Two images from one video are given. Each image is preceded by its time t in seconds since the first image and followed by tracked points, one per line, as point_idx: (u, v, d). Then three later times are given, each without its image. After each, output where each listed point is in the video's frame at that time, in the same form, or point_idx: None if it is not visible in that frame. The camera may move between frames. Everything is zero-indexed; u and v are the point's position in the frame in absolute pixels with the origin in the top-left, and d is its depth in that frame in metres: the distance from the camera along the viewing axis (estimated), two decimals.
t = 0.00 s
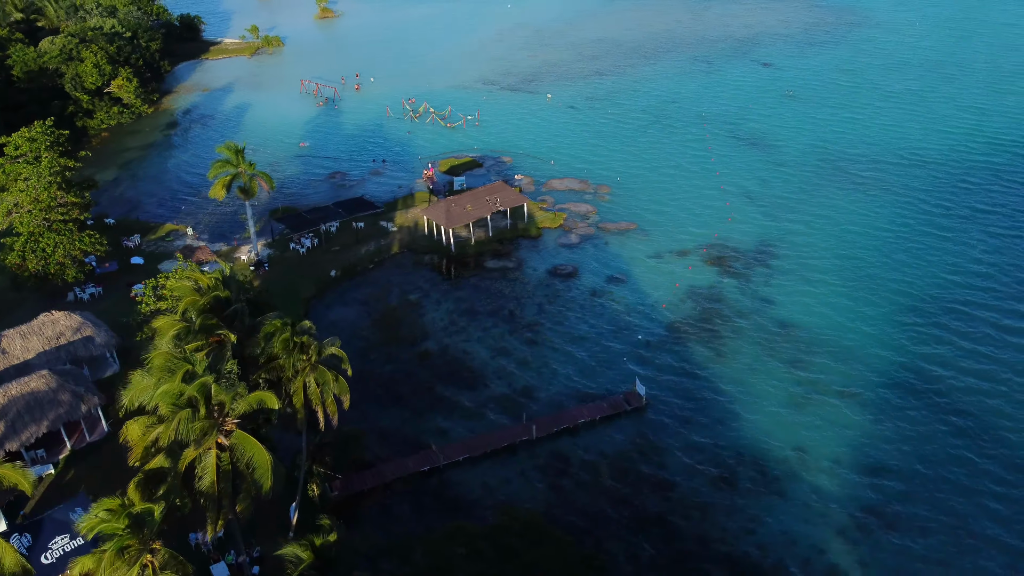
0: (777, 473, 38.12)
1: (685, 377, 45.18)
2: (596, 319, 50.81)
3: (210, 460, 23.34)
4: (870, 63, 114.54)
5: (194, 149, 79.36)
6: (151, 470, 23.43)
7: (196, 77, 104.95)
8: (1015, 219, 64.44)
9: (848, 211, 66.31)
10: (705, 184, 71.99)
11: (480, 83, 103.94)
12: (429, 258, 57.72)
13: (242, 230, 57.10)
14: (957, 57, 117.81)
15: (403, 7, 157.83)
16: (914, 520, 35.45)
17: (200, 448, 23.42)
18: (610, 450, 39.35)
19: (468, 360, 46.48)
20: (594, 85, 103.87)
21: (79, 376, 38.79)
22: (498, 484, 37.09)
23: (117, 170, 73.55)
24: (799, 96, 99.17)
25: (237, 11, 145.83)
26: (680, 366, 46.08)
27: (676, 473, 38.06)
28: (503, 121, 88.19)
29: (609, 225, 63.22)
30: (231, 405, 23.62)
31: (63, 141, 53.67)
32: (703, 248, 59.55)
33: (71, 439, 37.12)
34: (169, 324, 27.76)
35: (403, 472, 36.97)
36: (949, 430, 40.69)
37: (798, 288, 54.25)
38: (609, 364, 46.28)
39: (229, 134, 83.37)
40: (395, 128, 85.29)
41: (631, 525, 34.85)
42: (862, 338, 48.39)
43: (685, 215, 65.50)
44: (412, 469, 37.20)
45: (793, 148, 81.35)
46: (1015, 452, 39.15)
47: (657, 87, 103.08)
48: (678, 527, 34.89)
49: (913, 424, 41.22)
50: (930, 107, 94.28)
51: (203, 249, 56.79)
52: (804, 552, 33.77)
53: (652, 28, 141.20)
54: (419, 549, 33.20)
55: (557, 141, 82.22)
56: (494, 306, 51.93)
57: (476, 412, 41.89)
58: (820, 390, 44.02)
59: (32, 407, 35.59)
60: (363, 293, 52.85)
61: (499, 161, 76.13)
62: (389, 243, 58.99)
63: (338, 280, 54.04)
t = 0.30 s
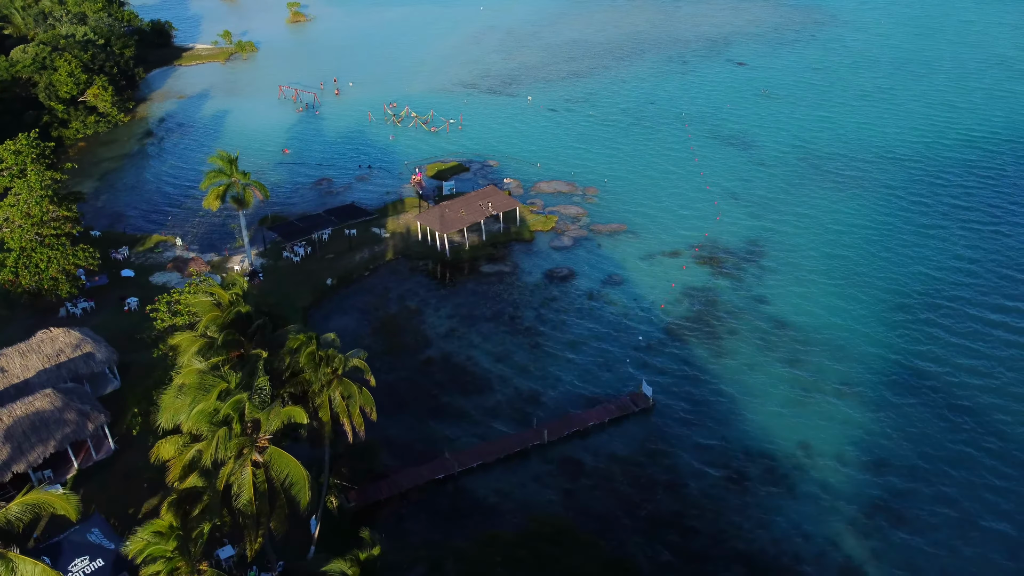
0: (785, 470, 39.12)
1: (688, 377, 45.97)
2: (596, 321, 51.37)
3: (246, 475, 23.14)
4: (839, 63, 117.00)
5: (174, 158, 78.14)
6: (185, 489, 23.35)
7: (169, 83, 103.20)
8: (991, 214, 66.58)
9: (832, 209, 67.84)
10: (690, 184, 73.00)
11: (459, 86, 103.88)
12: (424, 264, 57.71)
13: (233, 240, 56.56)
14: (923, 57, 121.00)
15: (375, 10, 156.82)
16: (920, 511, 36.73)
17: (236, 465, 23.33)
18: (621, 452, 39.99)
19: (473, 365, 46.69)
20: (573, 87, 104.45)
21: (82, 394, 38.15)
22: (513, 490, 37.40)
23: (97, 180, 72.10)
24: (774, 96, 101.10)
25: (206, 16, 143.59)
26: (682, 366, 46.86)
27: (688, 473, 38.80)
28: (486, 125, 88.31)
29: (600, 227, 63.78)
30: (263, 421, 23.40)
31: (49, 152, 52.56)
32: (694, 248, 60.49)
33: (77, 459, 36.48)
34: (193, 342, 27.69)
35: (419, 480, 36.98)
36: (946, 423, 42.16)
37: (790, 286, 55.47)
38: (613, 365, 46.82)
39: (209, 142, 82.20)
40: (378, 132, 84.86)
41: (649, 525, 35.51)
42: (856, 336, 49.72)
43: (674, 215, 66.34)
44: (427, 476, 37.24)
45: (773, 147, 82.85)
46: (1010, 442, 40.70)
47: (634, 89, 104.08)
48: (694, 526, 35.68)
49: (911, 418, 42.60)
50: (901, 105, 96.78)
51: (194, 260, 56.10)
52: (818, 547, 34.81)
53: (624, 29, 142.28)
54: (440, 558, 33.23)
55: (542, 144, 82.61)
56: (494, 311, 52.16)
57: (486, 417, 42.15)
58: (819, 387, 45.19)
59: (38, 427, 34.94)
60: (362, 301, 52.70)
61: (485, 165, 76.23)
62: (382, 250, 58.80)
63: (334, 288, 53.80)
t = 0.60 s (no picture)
0: (802, 467, 39.81)
1: (699, 377, 46.51)
2: (604, 322, 51.76)
3: (292, 488, 23.12)
4: (822, 63, 118.66)
5: (166, 165, 77.24)
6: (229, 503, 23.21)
7: (154, 88, 101.82)
8: (980, 211, 67.96)
9: (827, 208, 68.90)
10: (686, 184, 73.65)
11: (449, 88, 103.70)
12: (429, 268, 57.68)
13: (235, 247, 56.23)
14: (904, 56, 123.13)
15: (358, 13, 155.99)
16: (936, 504, 37.63)
17: (281, 478, 23.24)
18: (640, 452, 40.40)
19: (486, 369, 46.81)
20: (562, 89, 104.80)
21: (97, 407, 37.63)
22: (536, 493, 37.65)
23: (89, 189, 71.03)
24: (761, 95, 102.31)
25: (188, 21, 141.97)
26: (693, 366, 47.41)
27: (707, 473, 39.35)
28: (479, 127, 88.32)
29: (601, 228, 64.18)
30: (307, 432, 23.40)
31: (48, 162, 51.83)
32: (695, 248, 61.07)
33: (95, 472, 35.92)
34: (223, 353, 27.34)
35: (442, 485, 37.12)
36: (954, 418, 43.18)
37: (792, 285, 56.30)
38: (625, 366, 47.23)
39: (200, 148, 81.37)
40: (371, 136, 84.52)
41: (674, 526, 35.98)
42: (860, 333, 50.68)
43: (673, 216, 66.91)
44: (451, 482, 37.37)
45: (764, 146, 83.89)
46: (1017, 435, 41.80)
47: (624, 90, 104.67)
48: (718, 525, 36.21)
49: (920, 413, 43.54)
50: (886, 105, 98.50)
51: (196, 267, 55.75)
52: (840, 542, 35.53)
53: (608, 30, 142.91)
54: (467, 562, 33.44)
55: (536, 146, 82.83)
56: (502, 314, 52.31)
57: (503, 420, 42.33)
58: (828, 385, 45.99)
59: (55, 441, 34.42)
60: (369, 307, 52.58)
61: (481, 168, 76.27)
62: (385, 255, 58.67)
63: (340, 294, 53.60)
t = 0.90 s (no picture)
0: (824, 465, 40.25)
1: (717, 377, 46.86)
2: (618, 323, 51.98)
3: (344, 499, 23.06)
4: (814, 63, 119.79)
5: (165, 170, 76.54)
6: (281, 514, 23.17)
7: (148, 92, 100.85)
8: (981, 209, 68.89)
9: (829, 208, 69.70)
10: (689, 184, 74.14)
11: (446, 90, 103.52)
12: (439, 272, 57.59)
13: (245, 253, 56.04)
14: (893, 55, 124.55)
15: (348, 15, 155.30)
16: (958, 499, 38.21)
17: (332, 488, 23.15)
18: (663, 453, 40.65)
19: (504, 371, 46.86)
20: (559, 90, 104.96)
21: (120, 417, 37.31)
22: (564, 495, 37.80)
23: (89, 196, 70.24)
24: (757, 95, 103.12)
25: (178, 25, 140.60)
26: (710, 366, 47.77)
27: (732, 472, 39.66)
28: (479, 129, 88.27)
29: (608, 230, 64.40)
30: (357, 441, 23.22)
31: (56, 170, 51.34)
32: (703, 249, 61.52)
33: (121, 483, 35.62)
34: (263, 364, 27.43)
35: (470, 490, 37.18)
36: (970, 413, 43.82)
37: (801, 283, 56.87)
38: (643, 367, 47.47)
39: (200, 153, 80.73)
40: (372, 140, 84.26)
41: (703, 526, 36.24)
42: (871, 330, 51.30)
43: (678, 216, 67.29)
44: (479, 487, 37.43)
45: (763, 147, 84.58)
46: None
47: (620, 90, 105.03)
48: (746, 524, 36.53)
49: (936, 409, 44.14)
50: (880, 104, 99.67)
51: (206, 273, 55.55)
52: (867, 539, 35.99)
53: (600, 31, 143.33)
54: (501, 568, 33.60)
55: (538, 148, 82.94)
56: (517, 316, 52.35)
57: (525, 423, 42.42)
58: (844, 382, 46.48)
59: (83, 453, 34.10)
60: (383, 311, 52.45)
61: (484, 170, 76.20)
62: (395, 259, 58.50)
63: (352, 299, 53.42)
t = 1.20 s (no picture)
0: (847, 465, 40.71)
1: (734, 378, 47.21)
2: (634, 326, 52.22)
3: (396, 511, 22.82)
4: (807, 63, 120.74)
5: (167, 176, 75.85)
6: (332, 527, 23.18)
7: (143, 97, 99.91)
8: (982, 208, 69.72)
9: (834, 207, 70.40)
10: (694, 185, 74.51)
11: (444, 92, 103.36)
12: (451, 276, 57.54)
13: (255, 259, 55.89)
14: (885, 55, 125.80)
15: (340, 17, 154.72)
16: (980, 497, 38.81)
17: (383, 500, 22.95)
18: (688, 455, 40.89)
19: (524, 375, 46.90)
20: (558, 92, 105.12)
21: (145, 428, 36.96)
22: (592, 499, 37.95)
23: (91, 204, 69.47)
24: (754, 96, 103.79)
25: (169, 28, 139.47)
26: (727, 368, 48.10)
27: (756, 473, 39.97)
28: (480, 132, 88.23)
29: (616, 232, 64.63)
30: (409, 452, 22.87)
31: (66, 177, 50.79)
32: (712, 249, 62.09)
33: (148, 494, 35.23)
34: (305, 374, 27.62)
35: (500, 496, 37.23)
36: (986, 411, 44.51)
37: (811, 284, 57.40)
38: (661, 369, 47.71)
39: (201, 158, 80.09)
40: (374, 143, 83.99)
41: (733, 528, 36.53)
42: (884, 330, 51.86)
43: (685, 217, 67.68)
44: (508, 492, 37.52)
45: (764, 147, 85.15)
46: None
47: (619, 92, 105.33)
48: (775, 525, 36.87)
49: (952, 407, 44.77)
50: (875, 104, 100.63)
51: (217, 281, 55.34)
52: (894, 537, 36.46)
53: (593, 32, 143.59)
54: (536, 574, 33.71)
55: (540, 151, 83.04)
56: (532, 319, 52.42)
57: (548, 427, 42.53)
58: (861, 382, 47.00)
59: (110, 466, 33.77)
60: (398, 316, 52.33)
61: (489, 173, 76.21)
62: (406, 264, 58.39)
63: (366, 305, 53.30)
